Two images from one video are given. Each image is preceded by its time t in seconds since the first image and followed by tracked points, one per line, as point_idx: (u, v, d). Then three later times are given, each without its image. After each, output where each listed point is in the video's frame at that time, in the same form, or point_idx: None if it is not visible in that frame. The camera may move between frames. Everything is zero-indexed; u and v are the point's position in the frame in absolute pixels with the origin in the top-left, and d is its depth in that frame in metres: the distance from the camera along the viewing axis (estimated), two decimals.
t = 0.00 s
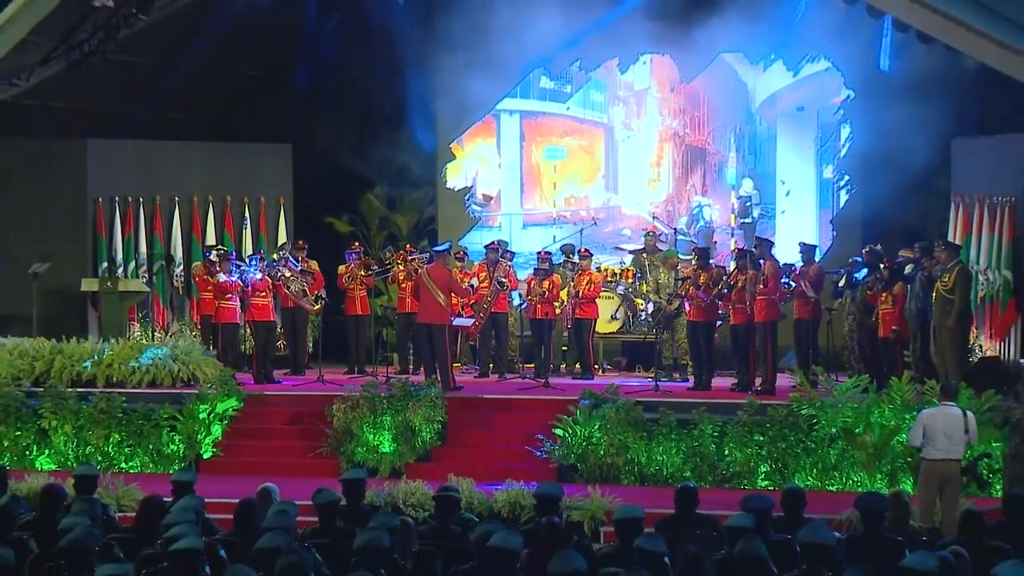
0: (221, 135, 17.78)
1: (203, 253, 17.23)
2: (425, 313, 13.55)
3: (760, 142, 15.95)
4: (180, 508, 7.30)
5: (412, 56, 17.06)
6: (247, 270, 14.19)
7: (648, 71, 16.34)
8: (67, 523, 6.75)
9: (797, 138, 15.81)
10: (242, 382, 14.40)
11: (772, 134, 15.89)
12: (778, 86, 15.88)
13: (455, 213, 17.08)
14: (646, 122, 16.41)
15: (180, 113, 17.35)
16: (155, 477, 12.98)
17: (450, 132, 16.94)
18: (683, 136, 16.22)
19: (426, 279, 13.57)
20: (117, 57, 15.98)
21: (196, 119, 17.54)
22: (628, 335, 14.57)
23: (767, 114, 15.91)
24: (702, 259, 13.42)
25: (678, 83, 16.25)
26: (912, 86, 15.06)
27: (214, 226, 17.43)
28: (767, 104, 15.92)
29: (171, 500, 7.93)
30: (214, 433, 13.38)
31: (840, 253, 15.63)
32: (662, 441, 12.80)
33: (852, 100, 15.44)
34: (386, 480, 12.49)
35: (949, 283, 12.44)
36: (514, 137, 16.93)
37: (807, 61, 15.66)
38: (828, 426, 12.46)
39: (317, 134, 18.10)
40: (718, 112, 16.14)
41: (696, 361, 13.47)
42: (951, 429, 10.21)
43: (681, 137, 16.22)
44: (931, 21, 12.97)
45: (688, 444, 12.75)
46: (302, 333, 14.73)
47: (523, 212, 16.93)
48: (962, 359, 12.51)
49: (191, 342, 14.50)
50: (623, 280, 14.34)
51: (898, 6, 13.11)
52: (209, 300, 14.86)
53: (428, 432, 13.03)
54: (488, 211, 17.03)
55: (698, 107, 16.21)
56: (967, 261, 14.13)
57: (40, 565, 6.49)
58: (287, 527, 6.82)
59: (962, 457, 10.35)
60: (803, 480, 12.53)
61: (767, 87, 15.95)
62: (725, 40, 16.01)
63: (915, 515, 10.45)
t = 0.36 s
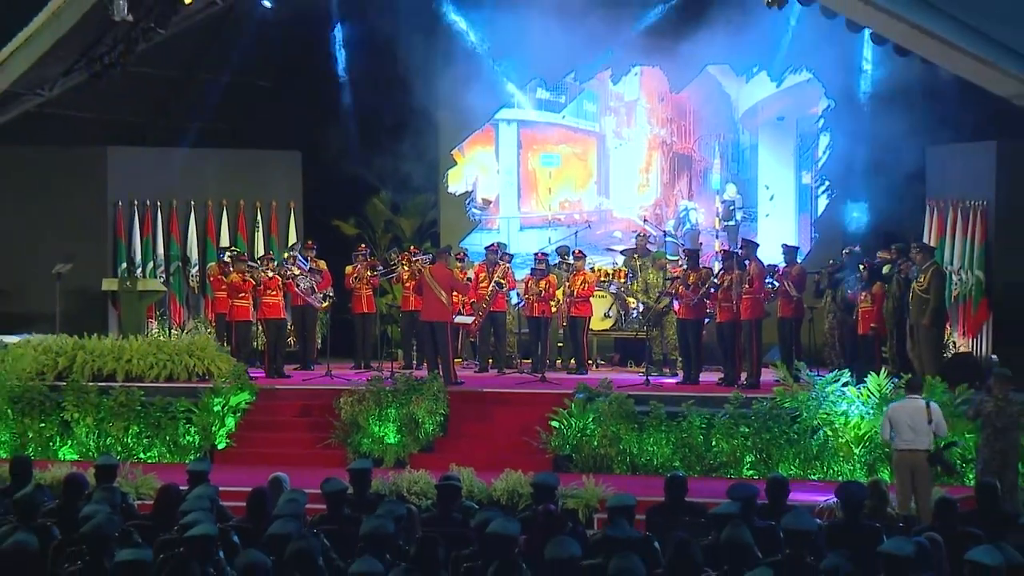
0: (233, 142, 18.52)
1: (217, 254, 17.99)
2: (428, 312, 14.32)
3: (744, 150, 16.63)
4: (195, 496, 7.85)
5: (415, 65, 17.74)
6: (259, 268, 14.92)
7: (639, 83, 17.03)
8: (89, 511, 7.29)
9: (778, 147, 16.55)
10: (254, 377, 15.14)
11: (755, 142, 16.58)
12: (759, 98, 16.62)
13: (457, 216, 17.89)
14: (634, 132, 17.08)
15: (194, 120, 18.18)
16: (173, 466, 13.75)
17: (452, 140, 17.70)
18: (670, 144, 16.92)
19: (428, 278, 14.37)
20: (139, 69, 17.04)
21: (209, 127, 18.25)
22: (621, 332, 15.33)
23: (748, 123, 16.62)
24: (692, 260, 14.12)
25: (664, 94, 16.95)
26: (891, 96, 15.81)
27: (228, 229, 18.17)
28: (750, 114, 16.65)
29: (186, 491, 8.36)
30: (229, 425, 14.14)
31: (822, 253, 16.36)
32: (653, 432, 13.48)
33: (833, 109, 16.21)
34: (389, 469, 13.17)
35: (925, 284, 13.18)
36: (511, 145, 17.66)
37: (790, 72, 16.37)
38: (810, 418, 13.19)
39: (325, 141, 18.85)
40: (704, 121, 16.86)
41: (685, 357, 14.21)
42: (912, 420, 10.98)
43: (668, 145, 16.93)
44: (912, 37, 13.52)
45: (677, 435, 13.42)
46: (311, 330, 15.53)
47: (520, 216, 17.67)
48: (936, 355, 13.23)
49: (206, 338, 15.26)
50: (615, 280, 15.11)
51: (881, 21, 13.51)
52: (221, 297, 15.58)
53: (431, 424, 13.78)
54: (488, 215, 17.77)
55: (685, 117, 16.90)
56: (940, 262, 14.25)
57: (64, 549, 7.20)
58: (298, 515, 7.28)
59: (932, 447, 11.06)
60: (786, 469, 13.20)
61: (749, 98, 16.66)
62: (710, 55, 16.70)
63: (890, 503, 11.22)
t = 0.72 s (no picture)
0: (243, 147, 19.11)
1: (230, 255, 18.72)
2: (432, 310, 15.02)
3: (733, 156, 17.33)
4: (209, 487, 7.90)
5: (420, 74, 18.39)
6: (270, 268, 15.68)
7: (632, 92, 17.81)
8: (108, 501, 7.38)
9: (766, 153, 17.19)
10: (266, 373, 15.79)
11: (744, 149, 17.29)
12: (747, 106, 17.36)
13: (459, 220, 18.59)
14: (628, 139, 17.78)
15: (206, 128, 18.71)
16: (187, 459, 14.32)
17: (455, 146, 18.45)
18: (663, 150, 17.63)
19: (433, 279, 14.98)
20: (155, 78, 17.65)
21: (221, 133, 18.87)
22: (617, 330, 15.97)
23: (737, 130, 17.37)
24: (686, 261, 14.77)
25: (657, 103, 17.71)
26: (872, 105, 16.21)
27: (240, 231, 18.92)
28: (738, 121, 17.40)
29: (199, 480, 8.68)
30: (241, 419, 14.75)
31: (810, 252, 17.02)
32: (648, 426, 14.08)
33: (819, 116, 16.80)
34: (395, 461, 13.84)
35: (908, 285, 13.77)
36: (512, 151, 18.37)
37: (779, 81, 17.01)
38: (798, 413, 13.74)
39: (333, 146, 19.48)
40: (695, 128, 17.61)
41: (679, 354, 14.82)
42: (887, 412, 11.60)
43: (660, 151, 17.66)
44: (892, 47, 13.88)
45: (671, 429, 14.02)
46: (320, 328, 16.34)
47: (520, 219, 18.30)
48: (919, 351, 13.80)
49: (219, 336, 16.03)
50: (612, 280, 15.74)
51: (863, 32, 13.89)
52: (235, 296, 16.32)
53: (435, 419, 14.37)
54: (489, 218, 18.48)
55: (676, 124, 17.69)
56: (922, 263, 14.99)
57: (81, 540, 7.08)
58: (309, 505, 7.43)
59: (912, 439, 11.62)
60: (775, 461, 13.82)
61: (739, 106, 17.40)
62: (702, 65, 17.43)
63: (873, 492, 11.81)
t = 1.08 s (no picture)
0: (255, 153, 19.79)
1: (242, 257, 19.36)
2: (436, 308, 15.60)
3: (722, 163, 18.02)
4: (223, 480, 8.47)
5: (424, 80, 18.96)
6: (279, 270, 16.36)
7: (626, 100, 18.44)
8: (125, 491, 7.78)
9: (753, 159, 17.93)
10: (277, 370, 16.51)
11: (732, 155, 17.97)
12: (736, 114, 18.02)
13: (461, 223, 19.26)
14: (622, 146, 18.51)
15: (221, 134, 19.37)
16: (200, 451, 14.97)
17: (457, 152, 19.03)
18: (655, 157, 18.37)
19: (436, 277, 15.57)
20: (171, 86, 18.28)
21: (234, 140, 19.54)
22: (612, 328, 16.71)
23: (726, 137, 18.03)
24: (679, 262, 15.42)
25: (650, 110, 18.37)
26: (858, 115, 16.51)
27: (252, 234, 19.50)
28: (729, 129, 18.05)
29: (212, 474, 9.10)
30: (252, 414, 15.39)
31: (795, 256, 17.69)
32: (642, 421, 14.68)
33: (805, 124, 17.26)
34: (401, 454, 14.45)
35: (891, 285, 14.40)
36: (511, 157, 19.07)
37: (768, 90, 17.58)
38: (786, 408, 14.34)
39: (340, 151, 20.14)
40: (687, 135, 18.25)
41: (673, 350, 15.46)
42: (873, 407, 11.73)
43: (652, 157, 18.37)
44: (874, 56, 14.46)
45: (664, 423, 14.63)
46: (329, 326, 17.03)
47: (519, 221, 19.04)
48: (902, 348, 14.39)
49: (231, 334, 16.69)
50: (607, 280, 16.40)
51: (850, 44, 14.50)
52: (246, 296, 16.99)
53: (438, 413, 15.01)
54: (489, 221, 19.18)
55: (668, 131, 18.34)
56: (906, 263, 15.74)
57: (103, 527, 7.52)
58: (316, 495, 7.82)
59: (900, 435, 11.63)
60: (764, 454, 14.39)
61: (728, 115, 18.07)
62: (694, 74, 17.96)
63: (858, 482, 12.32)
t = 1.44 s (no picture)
0: (265, 157, 20.46)
1: (253, 257, 19.92)
2: (438, 308, 16.26)
3: (710, 167, 18.77)
4: (233, 471, 8.99)
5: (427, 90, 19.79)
6: (289, 271, 17.16)
7: (621, 108, 19.24)
8: (141, 483, 8.27)
9: (741, 162, 18.52)
10: (287, 366, 17.26)
11: (721, 158, 18.68)
12: (724, 119, 18.71)
13: (463, 225, 19.94)
14: (616, 152, 19.32)
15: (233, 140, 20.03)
16: (214, 445, 15.54)
17: (461, 156, 19.85)
18: (648, 161, 19.15)
19: (438, 277, 16.18)
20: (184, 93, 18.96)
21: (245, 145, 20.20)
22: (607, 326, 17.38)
23: (715, 143, 18.74)
24: (673, 263, 16.08)
25: (643, 119, 19.17)
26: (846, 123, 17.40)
27: (262, 237, 20.07)
28: (718, 135, 18.75)
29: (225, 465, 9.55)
30: (262, 409, 16.05)
31: (784, 257, 18.10)
32: (637, 415, 15.23)
33: (791, 133, 17.95)
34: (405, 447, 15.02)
35: (876, 284, 14.93)
36: (509, 162, 19.76)
37: (758, 97, 18.26)
38: (776, 403, 14.82)
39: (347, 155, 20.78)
40: (679, 142, 19.00)
41: (666, 348, 16.11)
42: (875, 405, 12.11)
43: (642, 161, 19.16)
44: (860, 65, 15.09)
45: (658, 417, 15.16)
46: (335, 325, 17.66)
47: (517, 224, 19.75)
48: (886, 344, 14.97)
49: (243, 332, 17.34)
50: (604, 279, 17.09)
51: (837, 53, 15.15)
52: (257, 296, 17.70)
53: (440, 407, 15.60)
54: (489, 223, 19.84)
55: (659, 138, 19.10)
56: (890, 264, 16.30)
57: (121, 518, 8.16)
58: (324, 486, 8.36)
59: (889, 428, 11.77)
60: (754, 447, 14.90)
61: (717, 121, 18.76)
62: (689, 84, 18.84)
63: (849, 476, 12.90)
